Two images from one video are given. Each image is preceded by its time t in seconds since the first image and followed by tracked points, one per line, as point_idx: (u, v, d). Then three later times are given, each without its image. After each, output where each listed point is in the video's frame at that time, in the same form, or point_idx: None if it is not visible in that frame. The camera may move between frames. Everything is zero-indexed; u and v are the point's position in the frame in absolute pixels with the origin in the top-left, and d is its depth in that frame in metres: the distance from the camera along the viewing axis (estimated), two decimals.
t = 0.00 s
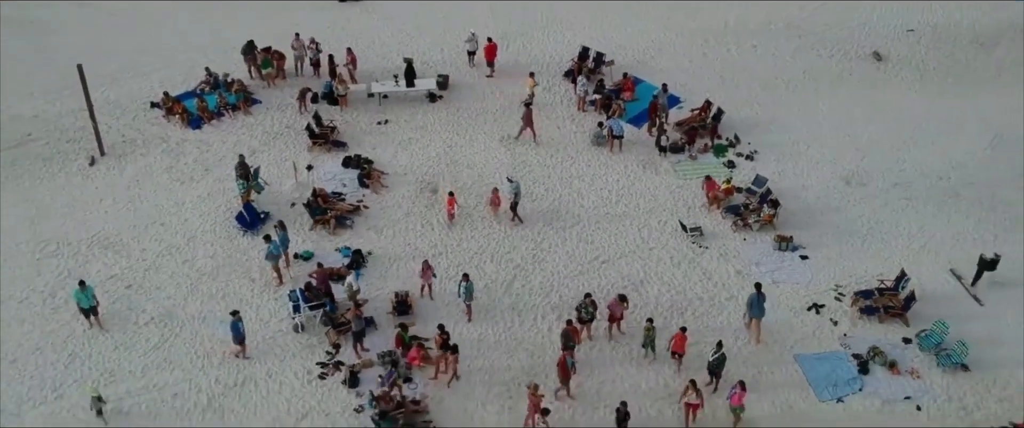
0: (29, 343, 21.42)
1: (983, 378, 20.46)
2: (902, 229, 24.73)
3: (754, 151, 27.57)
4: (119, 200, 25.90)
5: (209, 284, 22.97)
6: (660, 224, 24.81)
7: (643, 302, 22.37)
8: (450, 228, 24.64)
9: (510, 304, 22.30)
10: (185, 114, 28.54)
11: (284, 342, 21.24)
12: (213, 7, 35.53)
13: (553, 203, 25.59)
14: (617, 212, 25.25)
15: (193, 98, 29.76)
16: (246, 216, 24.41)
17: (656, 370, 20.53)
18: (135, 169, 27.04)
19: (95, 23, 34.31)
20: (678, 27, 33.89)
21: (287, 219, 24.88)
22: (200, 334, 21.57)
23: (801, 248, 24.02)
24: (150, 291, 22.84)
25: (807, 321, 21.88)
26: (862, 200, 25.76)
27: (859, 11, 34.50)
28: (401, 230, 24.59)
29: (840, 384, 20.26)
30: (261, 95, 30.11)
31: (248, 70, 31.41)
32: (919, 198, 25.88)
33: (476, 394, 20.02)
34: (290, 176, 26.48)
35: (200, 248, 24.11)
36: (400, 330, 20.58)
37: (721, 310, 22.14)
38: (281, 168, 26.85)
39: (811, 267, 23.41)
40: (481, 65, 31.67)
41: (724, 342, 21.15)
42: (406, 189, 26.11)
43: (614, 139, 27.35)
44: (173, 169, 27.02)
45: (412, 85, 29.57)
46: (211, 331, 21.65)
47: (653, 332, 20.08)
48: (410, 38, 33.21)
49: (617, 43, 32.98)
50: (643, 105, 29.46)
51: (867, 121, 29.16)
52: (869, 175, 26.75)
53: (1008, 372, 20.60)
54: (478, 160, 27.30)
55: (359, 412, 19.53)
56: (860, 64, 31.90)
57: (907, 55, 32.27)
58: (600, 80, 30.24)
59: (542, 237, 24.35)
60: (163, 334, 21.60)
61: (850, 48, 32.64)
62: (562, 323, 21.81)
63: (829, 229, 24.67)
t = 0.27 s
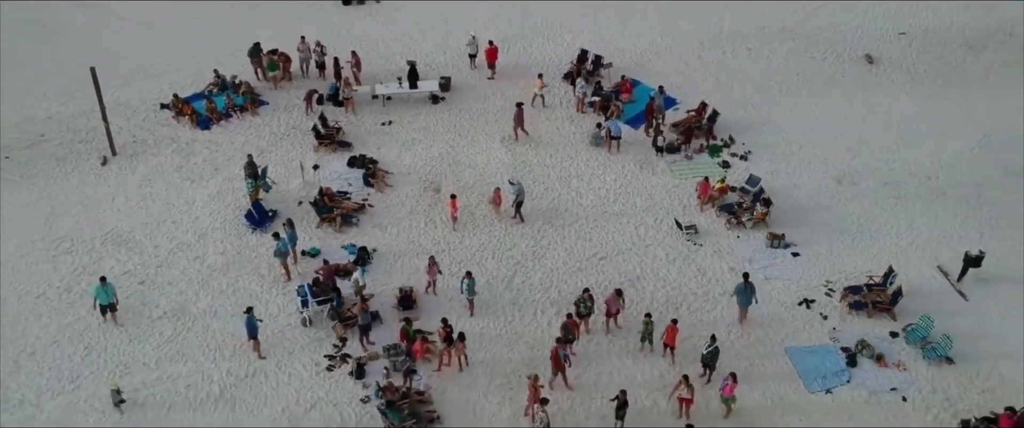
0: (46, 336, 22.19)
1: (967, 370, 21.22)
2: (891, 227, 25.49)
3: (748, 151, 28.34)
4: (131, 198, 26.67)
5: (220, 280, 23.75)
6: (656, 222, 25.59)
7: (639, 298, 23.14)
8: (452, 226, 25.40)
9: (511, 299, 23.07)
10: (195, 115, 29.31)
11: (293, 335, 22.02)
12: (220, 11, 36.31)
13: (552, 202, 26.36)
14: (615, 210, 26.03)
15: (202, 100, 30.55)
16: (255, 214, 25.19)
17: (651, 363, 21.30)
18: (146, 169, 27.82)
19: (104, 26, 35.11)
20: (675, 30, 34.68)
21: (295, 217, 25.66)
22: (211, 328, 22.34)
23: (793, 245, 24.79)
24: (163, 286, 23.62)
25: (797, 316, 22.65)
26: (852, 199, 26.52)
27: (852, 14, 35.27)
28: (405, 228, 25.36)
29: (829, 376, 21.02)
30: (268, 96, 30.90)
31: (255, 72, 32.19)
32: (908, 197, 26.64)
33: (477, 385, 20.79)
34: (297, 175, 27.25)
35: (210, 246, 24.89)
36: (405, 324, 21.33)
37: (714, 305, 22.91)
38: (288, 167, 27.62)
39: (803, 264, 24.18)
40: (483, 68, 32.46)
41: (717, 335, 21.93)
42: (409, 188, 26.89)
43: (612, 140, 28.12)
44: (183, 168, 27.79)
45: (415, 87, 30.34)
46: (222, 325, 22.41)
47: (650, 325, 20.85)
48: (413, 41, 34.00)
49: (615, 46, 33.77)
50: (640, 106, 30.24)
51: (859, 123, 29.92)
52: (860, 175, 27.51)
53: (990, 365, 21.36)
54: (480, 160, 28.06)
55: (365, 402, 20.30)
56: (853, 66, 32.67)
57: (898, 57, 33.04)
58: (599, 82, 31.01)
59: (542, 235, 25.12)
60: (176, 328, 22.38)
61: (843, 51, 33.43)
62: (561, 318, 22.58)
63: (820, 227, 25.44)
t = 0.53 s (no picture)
0: (60, 331, 22.85)
1: (954, 364, 21.87)
2: (882, 226, 26.14)
3: (743, 152, 29.00)
4: (140, 198, 27.33)
5: (228, 277, 24.41)
6: (653, 220, 26.25)
7: (636, 294, 23.80)
8: (454, 224, 26.07)
9: (511, 295, 23.73)
10: (202, 116, 29.97)
11: (300, 330, 22.68)
12: (225, 13, 36.97)
13: (551, 200, 27.02)
14: (613, 209, 26.69)
15: (209, 101, 31.21)
16: (262, 212, 25.85)
17: (648, 357, 21.96)
18: (155, 169, 28.47)
19: (112, 28, 35.79)
20: (672, 33, 35.34)
21: (301, 216, 26.33)
22: (221, 323, 23.00)
23: (786, 243, 25.45)
24: (173, 282, 24.28)
25: (790, 311, 23.30)
26: (845, 199, 27.17)
27: (847, 17, 35.93)
28: (408, 226, 26.03)
29: (820, 370, 21.67)
30: (274, 98, 31.56)
31: (260, 74, 32.86)
32: (899, 196, 27.29)
33: (479, 378, 21.43)
34: (302, 175, 27.90)
35: (218, 244, 25.55)
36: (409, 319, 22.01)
37: (709, 301, 23.58)
38: (294, 167, 28.28)
39: (795, 261, 24.84)
40: (483, 69, 33.12)
41: (712, 330, 22.59)
42: (412, 187, 27.55)
43: (610, 140, 28.77)
44: (191, 168, 28.45)
45: (418, 89, 31.00)
46: (231, 320, 23.09)
47: (647, 320, 21.50)
48: (415, 43, 34.67)
49: (614, 48, 34.43)
50: (638, 108, 30.90)
51: (853, 124, 30.56)
52: (852, 175, 28.17)
53: (977, 359, 22.01)
54: (481, 160, 28.71)
55: (371, 394, 20.96)
56: (847, 69, 33.34)
57: (891, 60, 33.71)
58: (597, 84, 31.67)
59: (541, 233, 25.77)
60: (186, 323, 23.03)
61: (837, 53, 34.11)
62: (560, 313, 23.25)
63: (813, 225, 26.10)
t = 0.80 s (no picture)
0: (76, 325, 23.61)
1: (940, 358, 22.62)
2: (872, 224, 26.90)
3: (738, 152, 29.76)
4: (151, 197, 28.09)
5: (238, 273, 25.19)
6: (650, 219, 27.01)
7: (633, 290, 24.56)
8: (456, 222, 26.83)
9: (512, 291, 24.49)
10: (211, 117, 30.74)
11: (307, 325, 23.45)
12: (232, 16, 37.75)
13: (551, 200, 27.79)
14: (611, 208, 27.46)
15: (217, 102, 31.98)
16: (270, 211, 26.64)
17: (644, 351, 22.72)
18: (165, 168, 29.23)
19: (121, 31, 36.56)
20: (670, 36, 36.11)
21: (308, 214, 27.10)
22: (231, 318, 23.77)
23: (779, 241, 26.22)
24: (184, 279, 25.05)
25: (782, 307, 24.06)
26: (836, 198, 27.93)
27: (841, 20, 36.70)
28: (411, 224, 26.79)
29: (811, 363, 22.41)
30: (281, 99, 32.34)
31: (267, 76, 33.64)
32: (890, 195, 28.04)
33: (481, 371, 22.19)
34: (309, 175, 28.66)
35: (227, 241, 26.32)
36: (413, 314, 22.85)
37: (703, 297, 24.34)
38: (300, 167, 29.05)
39: (788, 258, 25.61)
40: (485, 72, 33.91)
41: (706, 325, 23.35)
42: (416, 187, 28.31)
43: (609, 141, 29.52)
44: (200, 168, 29.21)
45: (421, 91, 31.76)
46: (241, 315, 23.86)
47: (643, 315, 22.29)
48: (418, 46, 35.44)
49: (613, 51, 35.21)
50: (636, 109, 31.68)
51: (846, 126, 31.31)
52: (844, 175, 28.93)
53: (962, 353, 22.77)
54: (483, 160, 29.49)
55: (376, 386, 21.70)
56: (840, 71, 34.11)
57: (884, 62, 34.49)
58: (596, 86, 32.44)
59: (541, 232, 26.53)
60: (198, 318, 23.80)
61: (831, 56, 34.89)
62: (559, 308, 24.01)
63: (805, 224, 26.87)
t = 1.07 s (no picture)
0: (89, 321, 24.28)
1: (929, 353, 23.28)
2: (863, 223, 27.56)
3: (733, 153, 30.42)
4: (160, 196, 28.76)
5: (245, 270, 25.86)
6: (647, 218, 27.68)
7: (630, 287, 25.23)
8: (458, 221, 27.51)
9: (513, 288, 25.16)
10: (218, 118, 31.42)
11: (314, 321, 24.12)
12: (238, 18, 38.43)
13: (551, 199, 28.47)
14: (609, 207, 28.14)
15: (224, 104, 32.66)
16: (277, 210, 27.33)
17: (641, 345, 23.39)
18: (174, 168, 29.90)
19: (128, 33, 37.24)
20: (668, 38, 36.79)
21: (314, 213, 27.79)
22: (239, 314, 24.44)
23: (773, 239, 26.88)
24: (194, 276, 25.72)
25: (775, 303, 24.73)
26: (829, 198, 28.59)
27: (836, 23, 37.37)
28: (415, 223, 27.46)
29: (803, 358, 23.08)
30: (286, 101, 33.02)
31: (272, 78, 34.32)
32: (881, 195, 28.71)
33: (482, 365, 22.85)
34: (314, 175, 29.34)
35: (235, 240, 26.99)
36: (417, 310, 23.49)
37: (699, 293, 25.01)
38: (306, 167, 29.71)
39: (781, 256, 26.28)
40: (486, 73, 34.59)
41: (701, 321, 24.02)
42: (418, 187, 28.98)
43: (607, 141, 30.18)
44: (208, 168, 29.88)
45: (423, 92, 32.43)
46: (249, 311, 24.54)
47: (640, 310, 22.96)
48: (421, 48, 36.11)
49: (611, 53, 35.89)
50: (634, 111, 32.35)
51: (839, 127, 31.97)
52: (837, 175, 29.60)
53: (950, 348, 23.44)
54: (484, 160, 30.16)
55: (381, 380, 22.40)
56: (834, 73, 34.79)
57: (877, 64, 35.17)
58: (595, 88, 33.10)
59: (541, 230, 27.20)
60: (207, 314, 24.47)
61: (825, 58, 35.58)
62: (559, 305, 24.67)
63: (799, 223, 27.53)
